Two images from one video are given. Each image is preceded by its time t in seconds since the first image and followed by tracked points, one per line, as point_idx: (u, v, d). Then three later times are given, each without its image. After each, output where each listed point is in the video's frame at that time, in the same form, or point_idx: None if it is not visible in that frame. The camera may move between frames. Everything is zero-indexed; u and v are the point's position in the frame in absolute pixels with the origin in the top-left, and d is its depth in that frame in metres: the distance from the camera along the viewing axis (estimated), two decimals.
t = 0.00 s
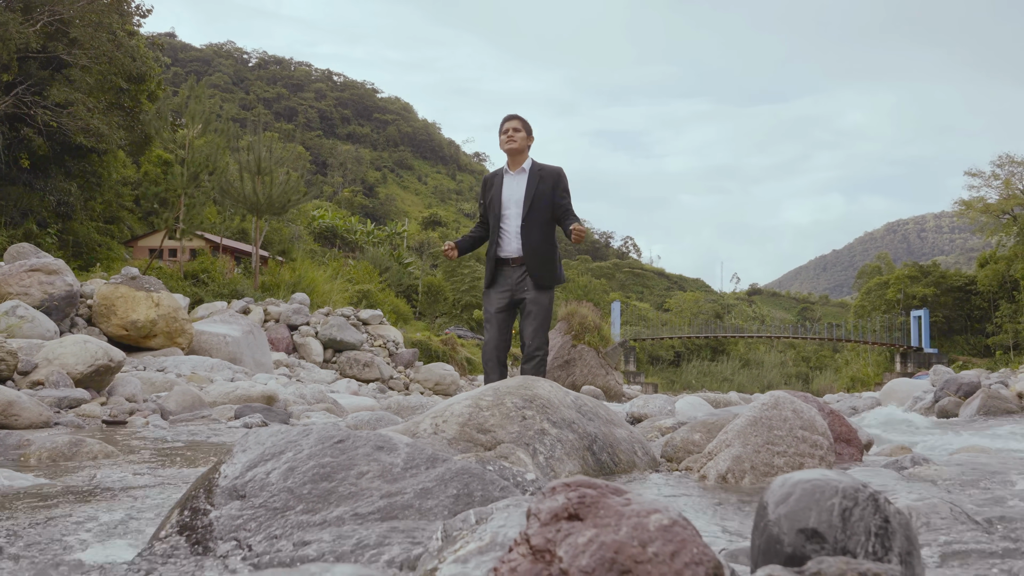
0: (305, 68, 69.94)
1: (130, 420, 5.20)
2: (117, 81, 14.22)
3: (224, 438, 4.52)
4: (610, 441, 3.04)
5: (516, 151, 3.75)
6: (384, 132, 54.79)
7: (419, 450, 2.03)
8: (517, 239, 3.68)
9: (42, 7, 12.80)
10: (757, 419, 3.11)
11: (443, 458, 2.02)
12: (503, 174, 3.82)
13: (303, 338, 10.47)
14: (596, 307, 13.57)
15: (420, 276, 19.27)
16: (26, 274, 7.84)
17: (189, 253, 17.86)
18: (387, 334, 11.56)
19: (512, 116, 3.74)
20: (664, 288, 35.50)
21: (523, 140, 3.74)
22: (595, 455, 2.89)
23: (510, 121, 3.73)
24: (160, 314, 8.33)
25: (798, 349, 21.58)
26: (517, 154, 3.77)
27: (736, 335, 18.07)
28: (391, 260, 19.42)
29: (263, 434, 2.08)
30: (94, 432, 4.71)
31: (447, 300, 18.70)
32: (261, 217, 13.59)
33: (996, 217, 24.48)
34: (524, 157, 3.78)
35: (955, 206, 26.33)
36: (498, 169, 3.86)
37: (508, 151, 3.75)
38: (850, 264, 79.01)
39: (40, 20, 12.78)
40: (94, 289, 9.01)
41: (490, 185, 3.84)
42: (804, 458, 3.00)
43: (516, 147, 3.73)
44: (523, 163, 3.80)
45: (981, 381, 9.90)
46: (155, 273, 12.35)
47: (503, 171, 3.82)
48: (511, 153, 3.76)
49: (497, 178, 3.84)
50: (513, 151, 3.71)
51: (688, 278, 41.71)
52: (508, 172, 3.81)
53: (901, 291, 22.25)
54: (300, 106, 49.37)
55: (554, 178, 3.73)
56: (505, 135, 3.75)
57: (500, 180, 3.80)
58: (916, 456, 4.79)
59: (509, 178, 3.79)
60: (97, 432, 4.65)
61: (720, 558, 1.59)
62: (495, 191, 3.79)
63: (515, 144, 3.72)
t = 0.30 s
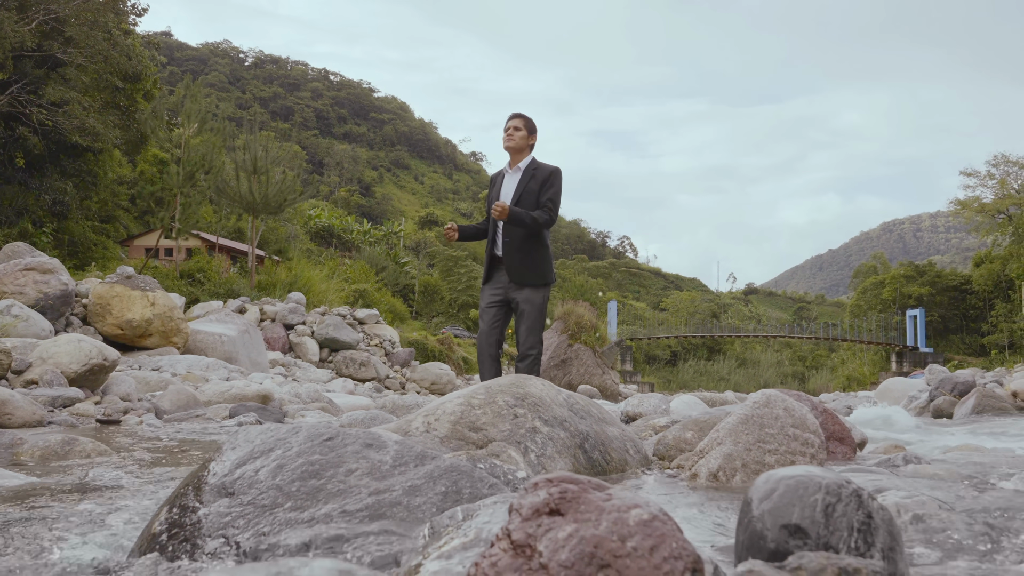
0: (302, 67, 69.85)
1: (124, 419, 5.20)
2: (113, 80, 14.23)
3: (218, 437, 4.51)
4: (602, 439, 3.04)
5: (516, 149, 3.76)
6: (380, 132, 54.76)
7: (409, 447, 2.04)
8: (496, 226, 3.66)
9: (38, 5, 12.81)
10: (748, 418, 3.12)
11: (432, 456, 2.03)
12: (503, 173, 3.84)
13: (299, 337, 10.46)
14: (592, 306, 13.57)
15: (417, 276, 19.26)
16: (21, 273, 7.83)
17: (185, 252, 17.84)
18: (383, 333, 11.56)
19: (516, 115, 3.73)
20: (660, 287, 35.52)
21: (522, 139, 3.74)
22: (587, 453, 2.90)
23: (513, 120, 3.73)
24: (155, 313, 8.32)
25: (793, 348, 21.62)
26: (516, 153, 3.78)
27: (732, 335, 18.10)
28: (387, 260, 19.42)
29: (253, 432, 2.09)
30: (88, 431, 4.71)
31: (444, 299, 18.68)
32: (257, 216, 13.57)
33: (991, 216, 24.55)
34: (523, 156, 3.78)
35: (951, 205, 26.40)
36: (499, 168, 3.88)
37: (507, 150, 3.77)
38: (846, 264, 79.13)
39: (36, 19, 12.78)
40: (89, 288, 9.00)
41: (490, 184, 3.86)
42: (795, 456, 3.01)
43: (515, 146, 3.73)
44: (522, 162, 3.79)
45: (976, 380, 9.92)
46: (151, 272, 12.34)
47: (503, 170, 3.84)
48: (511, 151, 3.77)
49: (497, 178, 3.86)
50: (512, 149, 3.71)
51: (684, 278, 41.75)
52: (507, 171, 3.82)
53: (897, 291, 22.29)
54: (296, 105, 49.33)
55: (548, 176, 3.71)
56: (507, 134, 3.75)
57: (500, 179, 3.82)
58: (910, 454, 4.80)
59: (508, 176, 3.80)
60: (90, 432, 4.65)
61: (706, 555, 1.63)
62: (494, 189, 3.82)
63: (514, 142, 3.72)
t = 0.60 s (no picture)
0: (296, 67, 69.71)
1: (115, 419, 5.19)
2: (107, 79, 14.20)
3: (209, 438, 4.50)
4: (590, 439, 3.05)
5: (507, 151, 3.75)
6: (375, 131, 54.71)
7: (394, 447, 2.05)
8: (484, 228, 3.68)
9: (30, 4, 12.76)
10: (737, 418, 3.12)
11: (418, 456, 2.04)
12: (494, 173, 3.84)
13: (293, 337, 10.44)
14: (586, 306, 13.58)
15: (411, 276, 19.26)
16: (13, 273, 7.80)
17: (178, 252, 17.79)
18: (377, 333, 11.55)
19: (507, 116, 3.72)
20: (654, 287, 35.58)
21: (515, 141, 3.73)
22: (575, 452, 2.90)
23: (505, 121, 3.71)
24: (148, 313, 8.30)
25: (787, 348, 21.69)
26: (508, 155, 3.77)
27: (726, 335, 18.15)
28: (381, 260, 19.41)
29: (238, 432, 2.08)
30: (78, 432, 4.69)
31: (438, 299, 18.66)
32: (251, 216, 13.54)
33: (984, 217, 24.66)
34: (514, 157, 3.77)
35: (944, 206, 26.51)
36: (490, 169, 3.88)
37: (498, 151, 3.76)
38: (840, 264, 79.38)
39: (29, 17, 12.74)
40: (81, 288, 8.96)
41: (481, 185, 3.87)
42: (783, 456, 3.02)
43: (507, 148, 3.72)
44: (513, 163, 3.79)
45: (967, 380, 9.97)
46: (145, 272, 12.31)
47: (493, 171, 3.85)
48: (502, 153, 3.76)
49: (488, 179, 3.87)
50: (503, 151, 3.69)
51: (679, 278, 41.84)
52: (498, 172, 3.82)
53: (890, 291, 22.37)
54: (291, 104, 49.27)
55: (537, 177, 3.71)
56: (498, 135, 3.74)
57: (490, 180, 3.82)
58: (900, 454, 4.82)
59: (498, 177, 3.80)
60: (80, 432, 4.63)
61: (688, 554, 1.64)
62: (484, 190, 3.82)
63: (505, 144, 3.72)
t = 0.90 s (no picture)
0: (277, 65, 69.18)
1: (88, 421, 5.12)
2: (85, 76, 14.03)
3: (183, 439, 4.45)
4: (563, 440, 3.06)
5: (483, 154, 3.75)
6: (357, 131, 54.49)
7: (362, 449, 2.05)
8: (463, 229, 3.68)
9: None
10: (709, 418, 3.15)
11: (386, 457, 2.04)
12: (468, 175, 3.83)
13: (272, 338, 10.36)
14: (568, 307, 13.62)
15: (393, 276, 19.21)
16: None
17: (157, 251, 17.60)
18: (357, 334, 11.50)
19: (482, 119, 3.71)
20: (636, 288, 35.75)
21: (491, 144, 3.73)
22: (548, 453, 2.91)
23: (479, 126, 3.69)
24: (125, 313, 8.20)
25: (767, 349, 21.87)
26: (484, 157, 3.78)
27: (706, 335, 18.27)
28: (362, 260, 19.33)
29: (205, 433, 2.07)
30: (49, 433, 4.62)
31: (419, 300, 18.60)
32: (231, 215, 13.41)
33: (960, 219, 25.05)
34: (490, 160, 3.78)
35: (921, 208, 26.88)
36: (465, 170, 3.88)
37: (473, 154, 3.76)
38: (820, 265, 80.22)
39: (5, 13, 12.54)
40: (57, 288, 8.83)
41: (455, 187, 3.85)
42: (755, 456, 3.05)
43: (483, 150, 3.72)
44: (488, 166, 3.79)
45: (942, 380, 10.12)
46: (122, 272, 12.16)
47: (468, 173, 3.84)
48: (478, 156, 3.76)
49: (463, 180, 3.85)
50: (479, 154, 3.69)
51: (661, 279, 42.06)
52: (473, 174, 3.81)
53: (869, 292, 22.63)
54: (272, 103, 48.94)
55: (514, 181, 3.74)
56: (472, 138, 3.73)
57: (465, 182, 3.81)
58: (872, 454, 4.87)
59: (474, 180, 3.80)
60: (52, 434, 4.57)
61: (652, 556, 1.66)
62: (459, 191, 3.81)
63: (481, 146, 3.71)
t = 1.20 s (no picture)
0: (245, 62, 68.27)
1: (46, 423, 5.00)
2: (46, 71, 13.72)
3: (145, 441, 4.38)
4: (528, 441, 3.08)
5: (438, 155, 3.74)
6: (328, 129, 54.01)
7: (321, 451, 2.04)
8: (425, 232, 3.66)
9: None
10: (672, 419, 3.18)
11: (345, 459, 2.03)
12: (421, 175, 3.80)
13: (239, 338, 10.23)
14: (538, 307, 13.65)
15: (363, 276, 19.08)
16: None
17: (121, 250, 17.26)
18: (326, 334, 11.40)
19: (437, 121, 3.70)
20: (607, 288, 35.96)
21: (447, 147, 3.74)
22: (512, 454, 2.92)
23: (435, 127, 3.69)
24: (87, 313, 8.03)
25: (735, 349, 22.16)
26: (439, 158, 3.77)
27: (675, 336, 18.45)
28: (332, 259, 19.17)
29: (161, 437, 2.04)
30: (6, 436, 4.51)
31: (390, 300, 18.50)
32: (197, 214, 13.20)
33: (923, 222, 25.63)
34: (444, 161, 3.79)
35: (885, 211, 27.44)
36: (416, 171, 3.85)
37: (429, 155, 3.74)
38: (787, 266, 81.49)
39: None
40: (16, 286, 8.62)
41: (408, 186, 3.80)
42: (718, 456, 3.09)
43: (440, 153, 3.72)
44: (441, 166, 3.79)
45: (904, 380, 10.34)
46: (85, 270, 11.91)
47: (420, 173, 3.80)
48: (434, 157, 3.74)
49: (415, 180, 3.81)
50: (436, 158, 3.68)
51: (631, 280, 42.37)
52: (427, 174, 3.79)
53: (834, 293, 23.05)
54: (240, 101, 48.31)
55: (470, 183, 3.77)
56: (428, 140, 3.71)
57: (419, 183, 3.77)
58: (833, 453, 4.96)
59: (429, 181, 3.78)
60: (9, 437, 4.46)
61: (609, 557, 1.68)
62: (414, 191, 3.76)
63: (438, 148, 3.71)
